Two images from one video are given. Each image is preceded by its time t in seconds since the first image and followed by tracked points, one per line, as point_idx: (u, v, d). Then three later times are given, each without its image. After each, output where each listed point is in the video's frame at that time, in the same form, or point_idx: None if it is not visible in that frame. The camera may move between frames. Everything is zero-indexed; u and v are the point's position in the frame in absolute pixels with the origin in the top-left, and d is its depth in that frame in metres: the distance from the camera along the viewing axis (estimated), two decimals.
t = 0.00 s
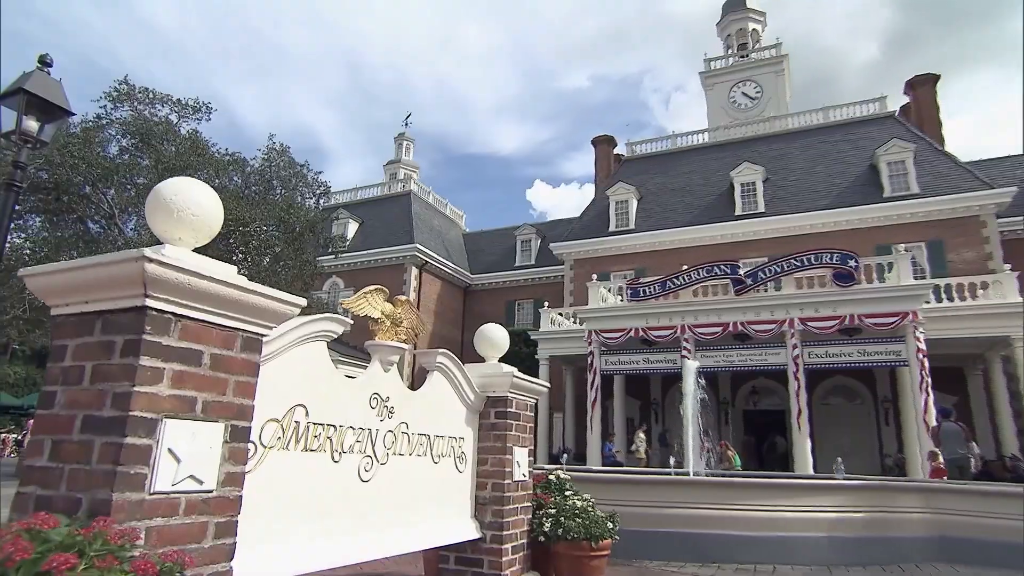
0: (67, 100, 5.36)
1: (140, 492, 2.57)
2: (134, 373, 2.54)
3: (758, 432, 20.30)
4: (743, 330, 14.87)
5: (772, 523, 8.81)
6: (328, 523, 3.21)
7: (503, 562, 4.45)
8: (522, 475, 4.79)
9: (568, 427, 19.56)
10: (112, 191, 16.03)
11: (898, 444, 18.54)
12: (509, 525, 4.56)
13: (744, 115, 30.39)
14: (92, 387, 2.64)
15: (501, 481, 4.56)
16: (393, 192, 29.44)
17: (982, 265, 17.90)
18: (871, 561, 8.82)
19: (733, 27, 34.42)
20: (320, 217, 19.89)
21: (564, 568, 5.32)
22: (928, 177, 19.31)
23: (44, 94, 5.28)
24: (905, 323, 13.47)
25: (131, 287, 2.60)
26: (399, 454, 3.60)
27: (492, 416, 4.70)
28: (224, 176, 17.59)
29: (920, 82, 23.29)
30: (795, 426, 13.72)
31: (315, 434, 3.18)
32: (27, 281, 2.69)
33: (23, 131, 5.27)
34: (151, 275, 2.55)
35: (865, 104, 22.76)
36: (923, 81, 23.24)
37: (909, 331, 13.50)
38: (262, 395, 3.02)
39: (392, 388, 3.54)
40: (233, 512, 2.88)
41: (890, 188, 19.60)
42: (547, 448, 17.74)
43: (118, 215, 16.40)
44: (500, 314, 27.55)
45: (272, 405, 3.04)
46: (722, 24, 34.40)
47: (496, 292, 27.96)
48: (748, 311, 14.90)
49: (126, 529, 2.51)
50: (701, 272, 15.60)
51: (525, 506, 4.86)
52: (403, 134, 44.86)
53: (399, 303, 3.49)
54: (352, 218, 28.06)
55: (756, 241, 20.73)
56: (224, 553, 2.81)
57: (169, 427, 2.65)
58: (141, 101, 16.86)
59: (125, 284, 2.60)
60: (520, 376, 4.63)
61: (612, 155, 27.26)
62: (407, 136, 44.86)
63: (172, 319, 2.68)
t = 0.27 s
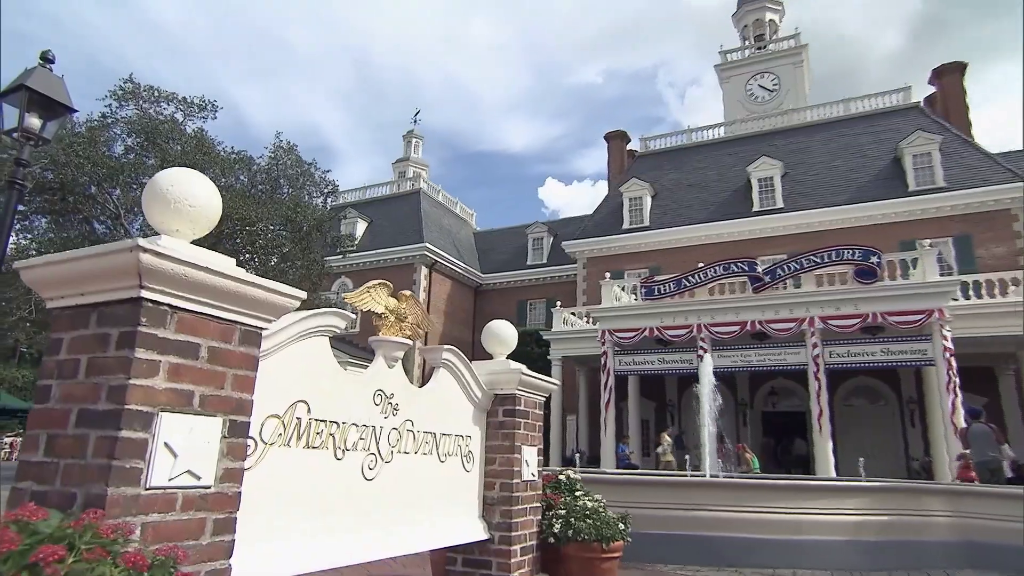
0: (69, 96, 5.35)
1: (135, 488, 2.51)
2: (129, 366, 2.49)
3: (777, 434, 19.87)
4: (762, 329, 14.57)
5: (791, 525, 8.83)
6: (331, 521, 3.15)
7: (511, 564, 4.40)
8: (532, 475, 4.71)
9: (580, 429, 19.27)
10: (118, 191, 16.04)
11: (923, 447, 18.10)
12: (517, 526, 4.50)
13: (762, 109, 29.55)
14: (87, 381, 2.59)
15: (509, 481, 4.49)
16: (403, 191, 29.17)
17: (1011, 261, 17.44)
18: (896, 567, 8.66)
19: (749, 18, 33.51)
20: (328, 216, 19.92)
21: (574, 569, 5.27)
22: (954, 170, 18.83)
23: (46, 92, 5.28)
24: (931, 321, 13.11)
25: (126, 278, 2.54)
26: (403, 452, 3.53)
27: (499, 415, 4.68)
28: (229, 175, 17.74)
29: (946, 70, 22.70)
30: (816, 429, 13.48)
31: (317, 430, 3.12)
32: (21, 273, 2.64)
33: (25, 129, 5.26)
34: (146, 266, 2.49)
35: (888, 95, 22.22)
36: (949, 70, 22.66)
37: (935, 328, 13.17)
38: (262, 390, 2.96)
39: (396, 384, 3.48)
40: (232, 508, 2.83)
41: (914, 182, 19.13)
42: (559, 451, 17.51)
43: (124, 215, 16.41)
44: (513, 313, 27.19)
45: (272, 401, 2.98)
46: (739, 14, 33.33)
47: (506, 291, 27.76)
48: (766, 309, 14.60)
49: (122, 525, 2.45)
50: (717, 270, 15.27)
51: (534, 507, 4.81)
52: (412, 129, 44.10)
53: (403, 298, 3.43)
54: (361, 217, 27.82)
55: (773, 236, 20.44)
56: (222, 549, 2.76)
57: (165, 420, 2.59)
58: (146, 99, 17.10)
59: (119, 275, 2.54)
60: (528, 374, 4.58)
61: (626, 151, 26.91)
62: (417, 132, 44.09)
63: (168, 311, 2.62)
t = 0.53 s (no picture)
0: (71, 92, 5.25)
1: (130, 482, 2.46)
2: (124, 358, 2.44)
3: (798, 436, 19.23)
4: (781, 328, 14.15)
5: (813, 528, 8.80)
6: (333, 521, 3.08)
7: (519, 565, 4.35)
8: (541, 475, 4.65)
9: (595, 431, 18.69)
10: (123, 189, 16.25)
11: (952, 450, 17.59)
12: (526, 527, 4.43)
13: (780, 101, 29.10)
14: (81, 373, 2.54)
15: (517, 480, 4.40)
16: (411, 188, 28.31)
17: None
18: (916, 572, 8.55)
19: (767, 8, 32.78)
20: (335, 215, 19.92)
21: (585, 571, 5.16)
22: (984, 163, 18.24)
23: (47, 88, 5.16)
24: (959, 319, 12.72)
25: (119, 269, 2.48)
26: (408, 451, 3.46)
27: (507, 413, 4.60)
28: (236, 174, 17.76)
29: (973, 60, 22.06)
30: (839, 430, 13.08)
31: (318, 426, 3.06)
32: (16, 265, 2.59)
33: (27, 126, 5.15)
34: (140, 257, 2.43)
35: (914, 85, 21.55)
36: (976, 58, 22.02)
37: (963, 326, 12.78)
38: (260, 384, 2.89)
39: (400, 380, 3.41)
40: (229, 505, 2.76)
41: (941, 173, 18.54)
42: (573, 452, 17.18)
43: (129, 214, 16.67)
44: (524, 313, 26.29)
45: (272, 397, 2.92)
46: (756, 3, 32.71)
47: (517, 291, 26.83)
48: (786, 307, 14.19)
49: (117, 519, 2.40)
50: (735, 267, 14.75)
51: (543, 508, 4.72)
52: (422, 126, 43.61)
53: (407, 292, 3.35)
54: (368, 215, 27.06)
55: (794, 234, 19.88)
56: (219, 547, 2.69)
57: (160, 414, 2.54)
58: (151, 98, 17.36)
59: (113, 267, 2.49)
60: (536, 371, 4.51)
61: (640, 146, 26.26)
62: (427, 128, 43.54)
63: (164, 303, 2.57)
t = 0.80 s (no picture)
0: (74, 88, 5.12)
1: (124, 477, 2.40)
2: (118, 350, 2.38)
3: (820, 437, 18.87)
4: (802, 327, 13.85)
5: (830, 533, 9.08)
6: (336, 520, 3.01)
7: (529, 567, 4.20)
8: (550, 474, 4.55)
9: (610, 433, 18.34)
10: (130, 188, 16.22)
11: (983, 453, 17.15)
12: (535, 528, 4.34)
13: (800, 93, 28.69)
14: (76, 366, 2.48)
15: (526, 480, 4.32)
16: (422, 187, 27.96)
17: None
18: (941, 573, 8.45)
19: None
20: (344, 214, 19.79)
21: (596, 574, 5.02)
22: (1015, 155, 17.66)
23: (50, 85, 5.04)
24: (988, 317, 12.27)
25: (114, 260, 2.42)
26: (413, 449, 3.39)
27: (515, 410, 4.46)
28: (243, 171, 17.64)
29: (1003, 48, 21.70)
30: (860, 432, 12.68)
31: (320, 423, 2.99)
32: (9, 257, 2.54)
33: (30, 124, 5.03)
34: (134, 249, 2.38)
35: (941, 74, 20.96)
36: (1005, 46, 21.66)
37: (993, 324, 12.30)
38: (259, 379, 2.83)
39: (405, 376, 3.35)
40: (227, 502, 2.70)
41: (970, 165, 18.01)
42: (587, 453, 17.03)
43: (136, 215, 16.69)
44: (537, 313, 25.89)
45: (273, 393, 2.86)
46: None
47: (528, 291, 26.45)
48: (806, 305, 13.89)
49: (112, 514, 2.34)
50: (752, 265, 14.35)
51: (553, 508, 4.59)
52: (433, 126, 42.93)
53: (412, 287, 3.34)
54: (378, 214, 26.84)
55: (815, 230, 19.41)
56: (216, 544, 2.63)
57: (156, 408, 2.48)
58: (157, 96, 17.02)
59: (107, 259, 2.43)
60: (546, 369, 4.40)
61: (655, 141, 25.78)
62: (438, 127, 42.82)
63: (159, 295, 2.51)
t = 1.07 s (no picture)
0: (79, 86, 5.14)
1: (121, 473, 2.34)
2: (115, 344, 2.33)
3: (846, 439, 18.43)
4: (827, 325, 13.53)
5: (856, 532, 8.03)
6: (339, 519, 2.95)
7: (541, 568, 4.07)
8: (561, 474, 4.42)
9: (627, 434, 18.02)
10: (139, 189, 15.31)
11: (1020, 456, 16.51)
12: (547, 529, 4.20)
13: (823, 83, 28.31)
14: (73, 361, 2.42)
15: (537, 480, 4.22)
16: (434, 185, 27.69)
17: None
18: None
19: None
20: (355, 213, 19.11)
21: None
22: None
23: (53, 82, 5.06)
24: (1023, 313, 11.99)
25: (110, 253, 2.37)
26: (420, 448, 3.33)
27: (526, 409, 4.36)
28: (252, 170, 16.87)
29: None
30: (889, 434, 12.51)
31: (324, 420, 2.93)
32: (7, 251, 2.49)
33: (36, 122, 5.06)
34: (130, 240, 2.32)
35: (972, 62, 20.43)
36: None
37: None
38: (261, 374, 2.78)
39: (411, 373, 3.29)
40: (227, 499, 2.64)
41: (1004, 155, 17.42)
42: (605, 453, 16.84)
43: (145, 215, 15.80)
44: (553, 313, 25.59)
45: (276, 390, 2.81)
46: None
47: (544, 291, 26.19)
48: (831, 303, 13.54)
49: (107, 510, 2.28)
50: (773, 262, 13.73)
51: (564, 508, 4.44)
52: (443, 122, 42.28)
53: (418, 282, 3.21)
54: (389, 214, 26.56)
55: (839, 226, 18.88)
56: (216, 543, 2.58)
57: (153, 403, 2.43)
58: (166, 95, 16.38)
59: (103, 250, 2.38)
60: (558, 366, 4.32)
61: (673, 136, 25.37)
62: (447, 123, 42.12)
63: (156, 288, 2.45)
